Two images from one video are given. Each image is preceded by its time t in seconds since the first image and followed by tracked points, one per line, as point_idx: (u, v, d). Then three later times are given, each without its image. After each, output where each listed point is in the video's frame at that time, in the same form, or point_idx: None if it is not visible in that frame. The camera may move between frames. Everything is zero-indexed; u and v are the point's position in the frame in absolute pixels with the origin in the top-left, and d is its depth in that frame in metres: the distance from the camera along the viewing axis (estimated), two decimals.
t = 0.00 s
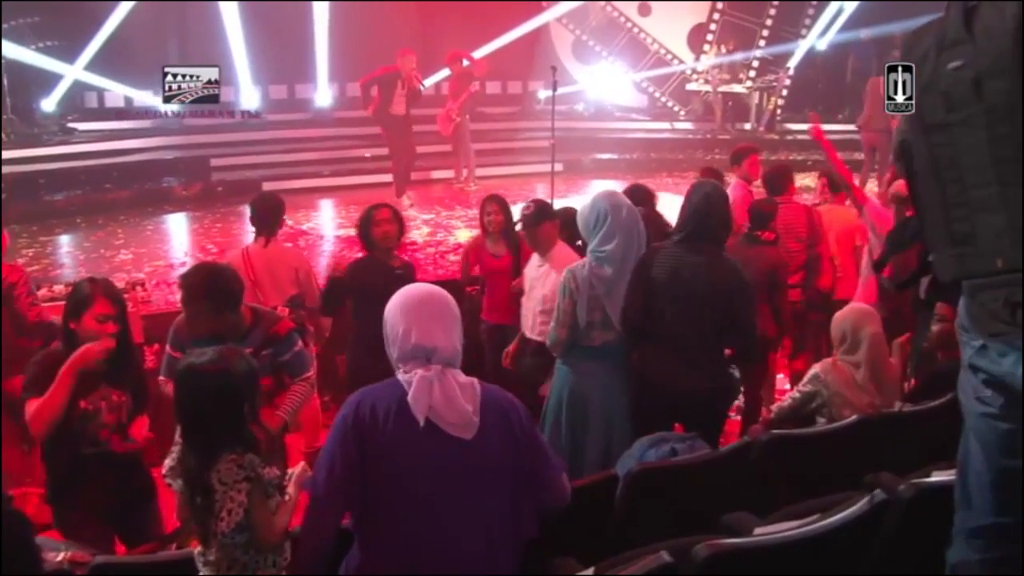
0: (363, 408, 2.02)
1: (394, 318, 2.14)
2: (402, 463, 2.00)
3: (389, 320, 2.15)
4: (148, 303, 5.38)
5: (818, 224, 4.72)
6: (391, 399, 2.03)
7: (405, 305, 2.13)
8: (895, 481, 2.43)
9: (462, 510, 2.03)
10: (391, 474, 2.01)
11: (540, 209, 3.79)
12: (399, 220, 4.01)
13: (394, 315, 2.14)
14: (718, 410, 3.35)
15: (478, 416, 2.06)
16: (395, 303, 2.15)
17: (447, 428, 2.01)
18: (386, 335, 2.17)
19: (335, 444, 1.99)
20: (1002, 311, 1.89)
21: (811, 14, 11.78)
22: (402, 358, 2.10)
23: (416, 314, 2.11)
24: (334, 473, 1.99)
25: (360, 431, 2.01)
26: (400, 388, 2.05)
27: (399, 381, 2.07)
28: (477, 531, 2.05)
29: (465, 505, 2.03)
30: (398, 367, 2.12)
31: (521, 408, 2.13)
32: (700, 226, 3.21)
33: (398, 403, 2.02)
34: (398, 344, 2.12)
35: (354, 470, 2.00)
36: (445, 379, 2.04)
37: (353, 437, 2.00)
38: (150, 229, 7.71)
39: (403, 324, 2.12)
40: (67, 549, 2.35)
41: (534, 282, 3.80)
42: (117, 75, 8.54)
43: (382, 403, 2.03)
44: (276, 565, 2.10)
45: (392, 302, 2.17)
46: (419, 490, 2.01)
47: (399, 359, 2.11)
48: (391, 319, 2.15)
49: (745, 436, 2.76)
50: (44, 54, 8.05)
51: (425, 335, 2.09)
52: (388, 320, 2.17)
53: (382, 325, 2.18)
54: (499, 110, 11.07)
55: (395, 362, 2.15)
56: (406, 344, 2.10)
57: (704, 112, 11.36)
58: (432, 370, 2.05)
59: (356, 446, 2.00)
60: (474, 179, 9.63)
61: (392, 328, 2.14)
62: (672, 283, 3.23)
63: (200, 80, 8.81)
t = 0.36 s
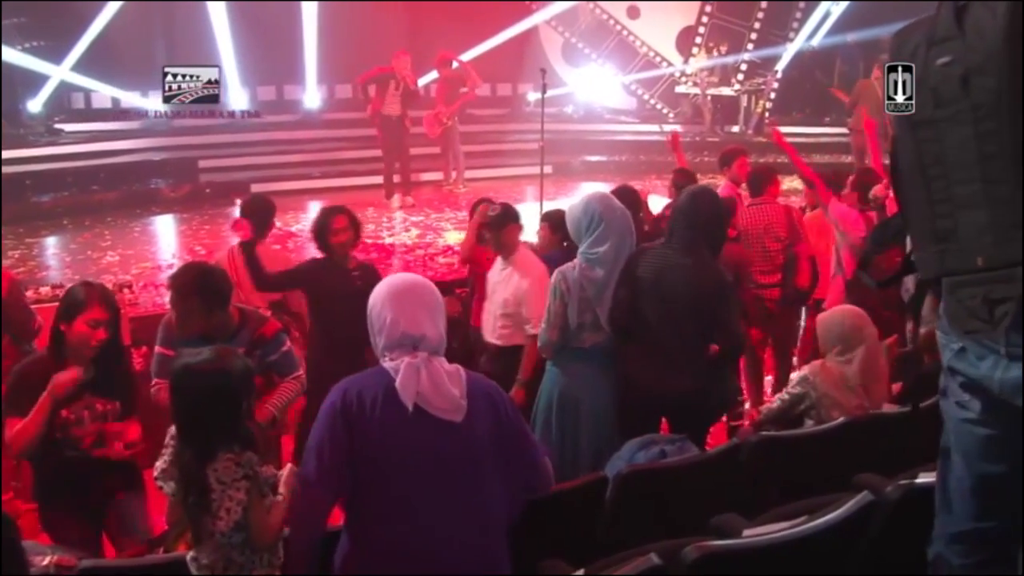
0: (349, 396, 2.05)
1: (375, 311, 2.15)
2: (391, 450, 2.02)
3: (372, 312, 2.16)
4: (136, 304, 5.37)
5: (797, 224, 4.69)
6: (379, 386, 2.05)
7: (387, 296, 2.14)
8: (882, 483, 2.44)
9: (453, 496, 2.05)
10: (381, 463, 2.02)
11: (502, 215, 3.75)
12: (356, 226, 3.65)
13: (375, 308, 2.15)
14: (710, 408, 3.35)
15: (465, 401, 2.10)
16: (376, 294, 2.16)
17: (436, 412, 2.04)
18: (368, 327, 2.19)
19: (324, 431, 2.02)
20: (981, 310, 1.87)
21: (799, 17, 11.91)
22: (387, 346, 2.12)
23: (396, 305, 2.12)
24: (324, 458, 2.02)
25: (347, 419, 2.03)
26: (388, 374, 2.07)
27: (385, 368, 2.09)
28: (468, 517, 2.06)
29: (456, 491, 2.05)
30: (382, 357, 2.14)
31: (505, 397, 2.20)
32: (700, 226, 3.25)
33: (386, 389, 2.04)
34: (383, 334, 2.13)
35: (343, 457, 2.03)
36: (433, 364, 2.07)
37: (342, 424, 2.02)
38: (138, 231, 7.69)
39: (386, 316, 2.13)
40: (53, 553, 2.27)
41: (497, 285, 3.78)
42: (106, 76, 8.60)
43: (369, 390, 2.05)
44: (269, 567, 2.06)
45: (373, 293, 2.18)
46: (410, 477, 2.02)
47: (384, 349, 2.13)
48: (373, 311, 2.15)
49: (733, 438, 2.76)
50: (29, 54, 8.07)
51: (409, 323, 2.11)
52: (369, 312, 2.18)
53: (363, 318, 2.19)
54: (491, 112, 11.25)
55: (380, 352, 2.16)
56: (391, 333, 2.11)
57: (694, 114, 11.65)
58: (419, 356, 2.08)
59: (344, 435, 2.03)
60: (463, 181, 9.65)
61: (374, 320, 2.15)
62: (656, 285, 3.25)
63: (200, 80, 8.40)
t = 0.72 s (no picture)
0: (345, 365, 1.96)
1: (352, 282, 2.08)
2: (396, 419, 1.94)
3: (346, 285, 2.09)
4: (131, 307, 5.37)
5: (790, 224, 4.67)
6: (372, 355, 1.97)
7: (362, 267, 2.07)
8: (877, 485, 2.44)
9: (457, 467, 2.00)
10: (385, 434, 1.94)
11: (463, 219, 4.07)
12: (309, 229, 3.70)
13: (351, 279, 2.08)
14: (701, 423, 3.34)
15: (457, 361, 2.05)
16: (349, 266, 2.10)
17: (437, 378, 1.99)
18: (341, 301, 2.12)
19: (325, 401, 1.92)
20: (967, 311, 1.86)
21: (793, 21, 12.03)
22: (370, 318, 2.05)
23: (377, 274, 2.06)
24: (327, 434, 1.91)
25: (349, 386, 1.94)
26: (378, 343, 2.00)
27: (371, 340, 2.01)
28: (470, 491, 2.02)
29: (459, 461, 2.00)
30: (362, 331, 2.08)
31: (487, 360, 2.19)
32: (695, 229, 3.27)
33: (383, 359, 1.97)
34: (364, 305, 2.07)
35: (345, 429, 1.93)
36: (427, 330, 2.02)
37: (343, 395, 1.93)
38: (132, 233, 7.69)
39: (366, 287, 2.06)
40: (50, 556, 2.23)
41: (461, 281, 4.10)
42: (101, 78, 8.66)
43: (364, 360, 1.97)
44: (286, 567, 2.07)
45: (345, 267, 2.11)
46: (416, 449, 1.96)
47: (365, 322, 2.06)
48: (347, 284, 2.08)
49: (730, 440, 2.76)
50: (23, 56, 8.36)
51: (393, 295, 2.05)
52: (341, 285, 2.11)
53: (334, 293, 2.12)
54: (486, 115, 11.25)
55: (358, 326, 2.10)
56: (373, 305, 2.05)
57: (688, 117, 11.44)
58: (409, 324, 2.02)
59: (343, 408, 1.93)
60: (458, 184, 9.65)
61: (351, 293, 2.08)
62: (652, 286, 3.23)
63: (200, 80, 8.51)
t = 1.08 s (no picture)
0: (354, 369, 2.00)
1: (349, 288, 2.16)
2: (414, 420, 2.00)
3: (341, 292, 2.17)
4: (130, 309, 5.38)
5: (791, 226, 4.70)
6: (387, 356, 2.04)
7: (360, 275, 2.18)
8: (877, 488, 2.44)
9: (466, 459, 2.06)
10: (398, 434, 1.99)
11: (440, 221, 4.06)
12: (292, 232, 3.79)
13: (350, 285, 2.16)
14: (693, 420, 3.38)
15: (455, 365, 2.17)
16: (343, 274, 2.18)
17: (443, 376, 2.08)
18: (331, 309, 2.18)
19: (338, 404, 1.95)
20: (965, 316, 1.86)
21: (791, 24, 12.12)
22: (370, 321, 2.14)
23: (376, 283, 2.17)
24: (348, 440, 1.94)
25: (363, 388, 1.97)
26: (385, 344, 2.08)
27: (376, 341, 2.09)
28: (479, 483, 2.08)
29: (467, 452, 2.07)
30: (358, 336, 2.14)
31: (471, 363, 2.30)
32: (695, 232, 3.27)
33: (394, 360, 2.04)
34: (362, 310, 2.15)
35: (360, 432, 1.96)
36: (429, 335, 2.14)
37: (356, 397, 1.96)
38: (132, 235, 7.70)
39: (365, 293, 2.16)
40: (48, 560, 2.21)
41: (437, 287, 4.17)
42: (102, 81, 8.71)
43: (376, 364, 2.02)
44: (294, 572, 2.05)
45: (336, 274, 2.19)
46: (428, 446, 2.01)
47: (364, 326, 2.14)
48: (343, 290, 2.16)
49: (729, 443, 2.76)
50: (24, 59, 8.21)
51: (393, 302, 2.16)
52: (333, 293, 2.18)
53: (325, 301, 2.18)
54: (487, 117, 11.17)
55: (352, 333, 2.16)
56: (373, 310, 2.15)
57: (688, 120, 11.59)
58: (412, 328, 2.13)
59: (358, 411, 1.96)
60: (458, 187, 9.64)
61: (348, 298, 2.16)
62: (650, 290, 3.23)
63: (200, 81, 8.95)
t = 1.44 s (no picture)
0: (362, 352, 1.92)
1: (349, 267, 2.07)
2: (423, 403, 1.94)
3: (335, 270, 2.07)
4: (131, 311, 5.38)
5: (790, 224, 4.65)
6: (392, 335, 1.97)
7: (360, 253, 2.09)
8: (877, 489, 2.45)
9: (478, 435, 2.02)
10: (411, 416, 1.93)
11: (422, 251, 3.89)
12: (299, 229, 3.81)
13: (349, 265, 2.08)
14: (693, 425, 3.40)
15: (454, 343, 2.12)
16: (342, 251, 2.09)
17: (447, 354, 2.04)
18: (328, 287, 2.08)
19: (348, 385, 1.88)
20: (967, 321, 1.87)
21: (792, 27, 12.17)
22: (367, 301, 2.05)
23: (378, 262, 2.09)
24: (357, 427, 1.87)
25: (374, 373, 1.90)
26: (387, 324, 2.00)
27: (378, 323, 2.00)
28: (493, 460, 2.04)
29: (479, 429, 2.03)
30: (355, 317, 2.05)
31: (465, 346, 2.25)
32: (701, 237, 3.29)
33: (400, 340, 1.97)
34: (362, 291, 2.06)
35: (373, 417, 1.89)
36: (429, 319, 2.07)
37: (368, 381, 1.89)
38: (133, 238, 7.69)
39: (366, 273, 2.08)
40: (48, 561, 2.19)
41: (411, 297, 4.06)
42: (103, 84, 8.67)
43: (382, 344, 1.95)
44: None
45: (334, 251, 2.10)
46: (442, 426, 1.95)
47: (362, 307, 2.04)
48: (343, 268, 2.07)
49: (730, 445, 2.77)
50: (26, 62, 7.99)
51: (389, 281, 2.09)
52: (331, 271, 2.08)
53: (322, 278, 2.08)
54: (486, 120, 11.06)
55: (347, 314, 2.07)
56: (374, 289, 2.07)
57: (688, 122, 11.40)
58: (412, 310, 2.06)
59: (370, 396, 1.89)
60: (457, 189, 9.58)
61: (347, 277, 2.07)
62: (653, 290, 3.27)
63: (198, 80, 8.44)
